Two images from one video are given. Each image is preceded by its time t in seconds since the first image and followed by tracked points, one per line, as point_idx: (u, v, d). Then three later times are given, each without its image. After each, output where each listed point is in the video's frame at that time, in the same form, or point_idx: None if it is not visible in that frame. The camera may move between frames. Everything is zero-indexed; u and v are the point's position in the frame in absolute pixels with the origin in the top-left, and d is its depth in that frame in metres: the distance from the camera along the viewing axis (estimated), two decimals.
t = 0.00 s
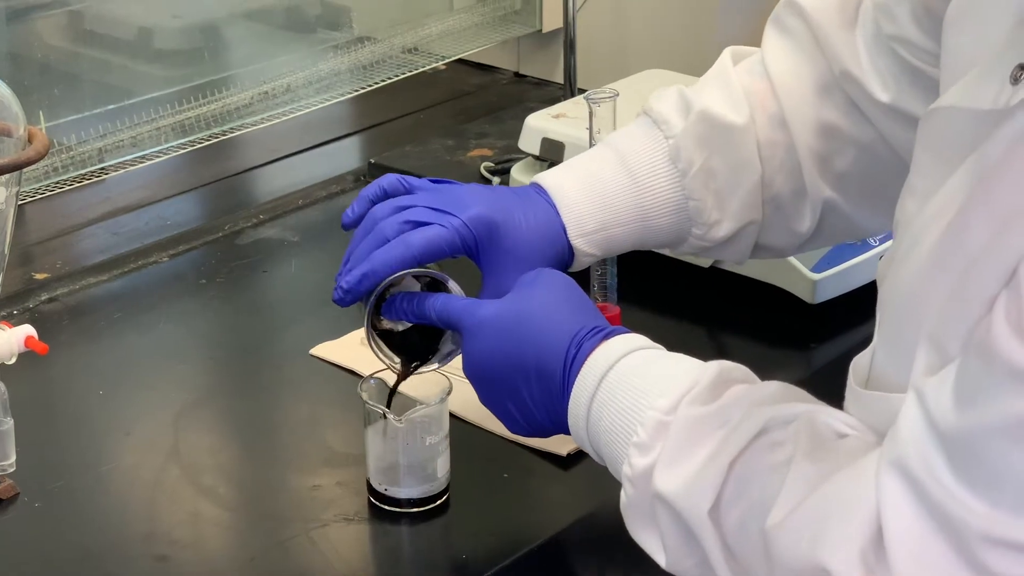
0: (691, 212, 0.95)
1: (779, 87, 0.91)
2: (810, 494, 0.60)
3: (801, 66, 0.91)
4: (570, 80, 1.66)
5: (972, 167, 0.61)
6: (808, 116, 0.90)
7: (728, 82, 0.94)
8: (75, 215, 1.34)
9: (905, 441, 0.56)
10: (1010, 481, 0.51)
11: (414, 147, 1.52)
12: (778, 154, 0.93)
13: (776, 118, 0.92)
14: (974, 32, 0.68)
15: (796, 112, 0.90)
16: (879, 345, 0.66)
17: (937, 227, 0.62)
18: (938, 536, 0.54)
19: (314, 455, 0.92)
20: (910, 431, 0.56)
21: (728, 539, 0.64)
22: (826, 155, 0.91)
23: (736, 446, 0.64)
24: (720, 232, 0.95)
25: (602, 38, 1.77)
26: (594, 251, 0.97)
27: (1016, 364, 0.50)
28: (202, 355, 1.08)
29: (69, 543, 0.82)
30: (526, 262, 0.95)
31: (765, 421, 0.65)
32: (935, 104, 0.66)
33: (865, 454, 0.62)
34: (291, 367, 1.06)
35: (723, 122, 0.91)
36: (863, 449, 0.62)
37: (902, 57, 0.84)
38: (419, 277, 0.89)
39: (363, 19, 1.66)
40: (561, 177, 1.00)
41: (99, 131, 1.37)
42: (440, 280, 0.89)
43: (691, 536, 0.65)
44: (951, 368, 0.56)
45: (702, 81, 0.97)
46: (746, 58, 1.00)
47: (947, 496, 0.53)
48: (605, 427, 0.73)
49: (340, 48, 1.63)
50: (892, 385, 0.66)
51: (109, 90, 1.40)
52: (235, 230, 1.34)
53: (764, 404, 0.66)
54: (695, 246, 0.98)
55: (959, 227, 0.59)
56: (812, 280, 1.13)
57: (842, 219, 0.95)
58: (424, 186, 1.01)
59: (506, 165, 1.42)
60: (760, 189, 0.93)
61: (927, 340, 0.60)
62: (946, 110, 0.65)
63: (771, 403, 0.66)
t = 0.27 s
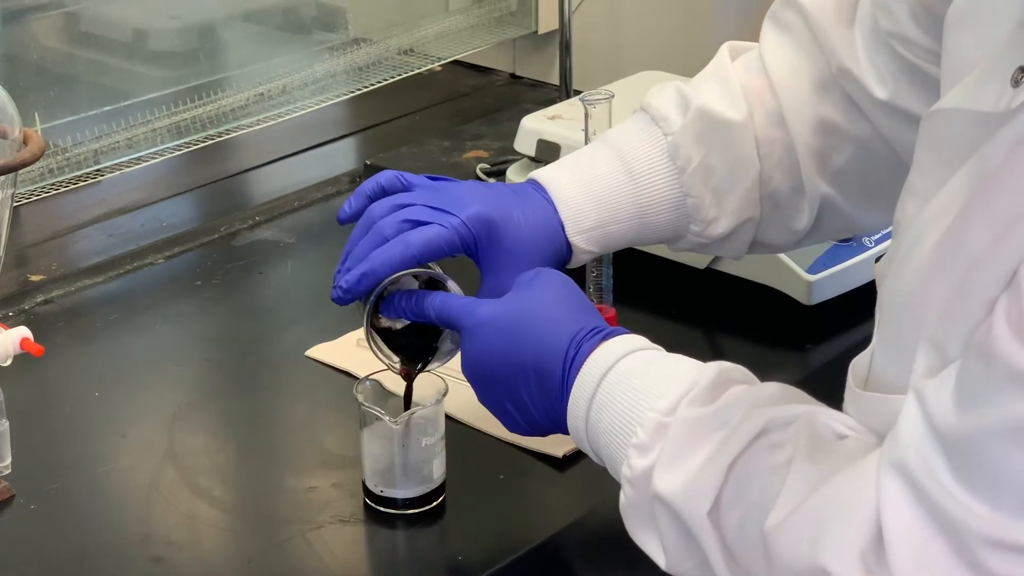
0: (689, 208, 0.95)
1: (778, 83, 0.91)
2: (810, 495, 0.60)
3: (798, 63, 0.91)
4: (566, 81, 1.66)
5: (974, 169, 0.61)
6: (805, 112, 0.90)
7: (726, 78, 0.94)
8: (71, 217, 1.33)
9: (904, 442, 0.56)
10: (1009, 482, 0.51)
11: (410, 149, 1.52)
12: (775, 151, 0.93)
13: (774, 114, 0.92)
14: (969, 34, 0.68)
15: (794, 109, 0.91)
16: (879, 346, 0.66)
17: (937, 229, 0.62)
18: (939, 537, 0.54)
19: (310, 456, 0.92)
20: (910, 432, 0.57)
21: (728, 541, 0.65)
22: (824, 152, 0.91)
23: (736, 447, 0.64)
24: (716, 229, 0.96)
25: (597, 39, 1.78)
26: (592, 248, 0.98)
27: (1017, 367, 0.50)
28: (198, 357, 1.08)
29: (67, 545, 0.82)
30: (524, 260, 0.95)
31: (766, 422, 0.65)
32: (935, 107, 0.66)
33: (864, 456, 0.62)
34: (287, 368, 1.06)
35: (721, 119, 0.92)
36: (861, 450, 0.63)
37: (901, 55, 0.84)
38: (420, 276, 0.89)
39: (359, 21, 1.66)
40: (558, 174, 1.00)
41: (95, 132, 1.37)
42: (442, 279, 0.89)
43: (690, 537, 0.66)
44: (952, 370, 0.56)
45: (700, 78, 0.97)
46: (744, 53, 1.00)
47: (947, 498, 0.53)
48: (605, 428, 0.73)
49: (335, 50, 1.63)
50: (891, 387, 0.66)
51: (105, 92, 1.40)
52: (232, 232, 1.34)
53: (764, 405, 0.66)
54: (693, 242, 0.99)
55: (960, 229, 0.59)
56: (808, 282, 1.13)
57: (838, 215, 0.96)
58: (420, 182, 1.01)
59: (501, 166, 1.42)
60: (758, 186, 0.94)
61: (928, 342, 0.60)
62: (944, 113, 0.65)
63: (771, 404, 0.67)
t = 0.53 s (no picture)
0: (684, 206, 0.95)
1: (773, 81, 0.92)
2: (808, 496, 0.60)
3: (796, 61, 0.91)
4: (565, 82, 1.66)
5: (972, 173, 0.61)
6: (801, 112, 0.90)
7: (723, 81, 0.95)
8: (70, 218, 1.34)
9: (902, 445, 0.56)
10: (1007, 487, 0.51)
11: (409, 150, 1.53)
12: (770, 148, 0.93)
13: (770, 113, 0.92)
14: (969, 35, 0.68)
15: (790, 109, 0.91)
16: (876, 348, 0.67)
17: (935, 232, 0.62)
18: (936, 539, 0.54)
19: (309, 457, 0.92)
20: (908, 434, 0.57)
21: (725, 543, 0.65)
22: (817, 151, 0.91)
23: (733, 450, 0.64)
24: (710, 227, 0.96)
25: (596, 41, 1.78)
26: (586, 245, 0.98)
27: (1015, 370, 0.50)
28: (197, 357, 1.08)
29: (65, 545, 0.82)
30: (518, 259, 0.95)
31: (762, 424, 0.65)
32: (937, 109, 0.66)
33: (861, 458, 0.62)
34: (286, 369, 1.06)
35: (715, 118, 0.92)
36: (858, 451, 0.63)
37: (897, 53, 0.84)
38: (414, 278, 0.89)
39: (358, 22, 1.66)
40: (551, 170, 0.99)
41: (94, 133, 1.37)
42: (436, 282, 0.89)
43: (687, 539, 0.66)
44: (951, 373, 0.56)
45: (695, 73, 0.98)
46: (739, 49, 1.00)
47: (944, 500, 0.53)
48: (602, 430, 0.73)
49: (334, 51, 1.63)
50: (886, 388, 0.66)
51: (104, 92, 1.40)
52: (231, 232, 1.34)
53: (761, 408, 0.67)
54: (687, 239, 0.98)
55: (959, 233, 0.59)
56: (807, 284, 1.13)
57: (833, 213, 0.96)
58: (414, 180, 1.00)
59: (501, 168, 1.42)
60: (753, 184, 0.94)
61: (925, 345, 0.61)
62: (945, 114, 0.65)
63: (767, 406, 0.67)
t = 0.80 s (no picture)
0: (679, 205, 0.96)
1: (767, 79, 0.92)
2: (799, 501, 0.61)
3: (792, 60, 0.91)
4: (564, 84, 1.67)
5: (965, 179, 0.61)
6: (797, 112, 0.91)
7: (719, 79, 0.94)
8: (69, 217, 1.33)
9: (894, 452, 0.57)
10: (995, 493, 0.51)
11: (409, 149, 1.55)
12: (766, 146, 0.93)
13: (765, 112, 0.93)
14: (966, 38, 0.68)
15: (786, 109, 0.91)
16: (870, 355, 0.67)
17: (929, 238, 0.63)
18: (927, 546, 0.54)
19: (307, 458, 0.93)
20: (900, 441, 0.57)
21: (716, 548, 0.65)
22: (813, 148, 0.92)
23: (725, 455, 0.65)
24: (704, 225, 0.96)
25: (595, 42, 1.78)
26: (580, 244, 0.98)
27: (1005, 378, 0.50)
28: (195, 358, 1.08)
29: (63, 545, 0.82)
30: (514, 261, 0.95)
31: (754, 431, 0.65)
32: (933, 113, 0.66)
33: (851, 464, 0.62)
34: (284, 369, 1.06)
35: (711, 116, 0.92)
36: (848, 457, 0.64)
37: (894, 53, 0.84)
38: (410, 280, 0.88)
39: (358, 22, 1.67)
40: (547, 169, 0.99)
41: (93, 132, 1.37)
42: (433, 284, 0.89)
43: (679, 545, 0.66)
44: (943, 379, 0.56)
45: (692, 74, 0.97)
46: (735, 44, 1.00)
47: (936, 506, 0.53)
48: (595, 436, 0.73)
49: (334, 51, 1.63)
50: (881, 394, 0.66)
51: (103, 92, 1.40)
52: (229, 233, 1.34)
53: (753, 414, 0.67)
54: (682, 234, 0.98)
55: (953, 237, 0.60)
56: (806, 286, 1.14)
57: (828, 212, 0.96)
58: (410, 177, 1.00)
59: (500, 169, 1.42)
60: (747, 184, 0.94)
61: (917, 349, 0.61)
62: (942, 119, 0.65)
63: (760, 413, 0.67)
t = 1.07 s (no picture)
0: (677, 197, 0.95)
1: (765, 71, 0.91)
2: (794, 500, 0.61)
3: (788, 54, 0.91)
4: (563, 81, 1.67)
5: (963, 173, 0.61)
6: (796, 104, 0.90)
7: (716, 70, 0.94)
8: (67, 215, 1.33)
9: (890, 450, 0.57)
10: (991, 492, 0.51)
11: (408, 148, 1.54)
12: (764, 139, 0.93)
13: (763, 104, 0.92)
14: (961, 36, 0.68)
15: (784, 98, 0.90)
16: (868, 353, 0.66)
17: (925, 234, 0.62)
18: (923, 543, 0.55)
19: (305, 456, 0.93)
20: (897, 438, 0.57)
21: (713, 546, 0.65)
22: (811, 140, 0.91)
23: (721, 454, 0.65)
24: (703, 217, 0.96)
25: (594, 40, 1.78)
26: (579, 236, 0.98)
27: (1001, 375, 0.50)
28: (192, 355, 1.08)
29: (60, 543, 0.81)
30: (513, 258, 0.95)
31: (750, 429, 0.65)
32: (929, 108, 0.66)
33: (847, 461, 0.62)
34: (282, 367, 1.06)
35: (712, 108, 0.91)
36: (846, 455, 0.63)
37: (891, 45, 0.84)
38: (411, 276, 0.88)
39: (356, 20, 1.66)
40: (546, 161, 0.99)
41: (91, 129, 1.36)
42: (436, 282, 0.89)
43: (677, 544, 0.66)
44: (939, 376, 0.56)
45: (689, 68, 0.97)
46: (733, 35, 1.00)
47: (932, 504, 0.53)
48: (593, 434, 0.73)
49: (331, 49, 1.63)
50: (876, 392, 0.66)
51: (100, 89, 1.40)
52: (227, 230, 1.34)
53: (750, 412, 0.67)
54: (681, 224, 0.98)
55: (950, 234, 0.60)
56: (804, 284, 1.14)
57: (823, 204, 0.96)
58: (407, 170, 1.00)
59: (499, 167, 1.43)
60: (746, 178, 0.94)
61: (913, 346, 0.61)
62: (937, 113, 0.65)
63: (756, 411, 0.67)
